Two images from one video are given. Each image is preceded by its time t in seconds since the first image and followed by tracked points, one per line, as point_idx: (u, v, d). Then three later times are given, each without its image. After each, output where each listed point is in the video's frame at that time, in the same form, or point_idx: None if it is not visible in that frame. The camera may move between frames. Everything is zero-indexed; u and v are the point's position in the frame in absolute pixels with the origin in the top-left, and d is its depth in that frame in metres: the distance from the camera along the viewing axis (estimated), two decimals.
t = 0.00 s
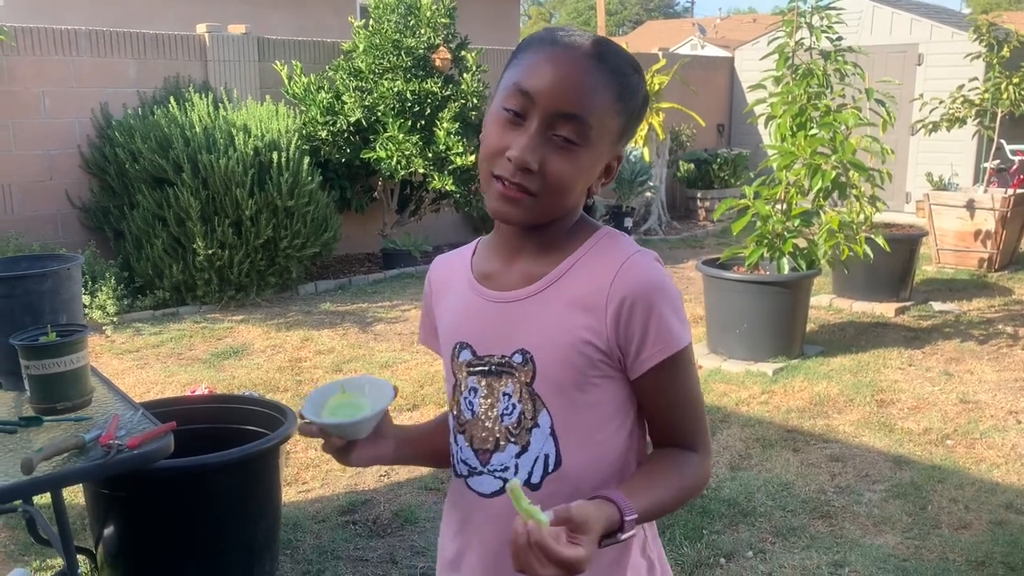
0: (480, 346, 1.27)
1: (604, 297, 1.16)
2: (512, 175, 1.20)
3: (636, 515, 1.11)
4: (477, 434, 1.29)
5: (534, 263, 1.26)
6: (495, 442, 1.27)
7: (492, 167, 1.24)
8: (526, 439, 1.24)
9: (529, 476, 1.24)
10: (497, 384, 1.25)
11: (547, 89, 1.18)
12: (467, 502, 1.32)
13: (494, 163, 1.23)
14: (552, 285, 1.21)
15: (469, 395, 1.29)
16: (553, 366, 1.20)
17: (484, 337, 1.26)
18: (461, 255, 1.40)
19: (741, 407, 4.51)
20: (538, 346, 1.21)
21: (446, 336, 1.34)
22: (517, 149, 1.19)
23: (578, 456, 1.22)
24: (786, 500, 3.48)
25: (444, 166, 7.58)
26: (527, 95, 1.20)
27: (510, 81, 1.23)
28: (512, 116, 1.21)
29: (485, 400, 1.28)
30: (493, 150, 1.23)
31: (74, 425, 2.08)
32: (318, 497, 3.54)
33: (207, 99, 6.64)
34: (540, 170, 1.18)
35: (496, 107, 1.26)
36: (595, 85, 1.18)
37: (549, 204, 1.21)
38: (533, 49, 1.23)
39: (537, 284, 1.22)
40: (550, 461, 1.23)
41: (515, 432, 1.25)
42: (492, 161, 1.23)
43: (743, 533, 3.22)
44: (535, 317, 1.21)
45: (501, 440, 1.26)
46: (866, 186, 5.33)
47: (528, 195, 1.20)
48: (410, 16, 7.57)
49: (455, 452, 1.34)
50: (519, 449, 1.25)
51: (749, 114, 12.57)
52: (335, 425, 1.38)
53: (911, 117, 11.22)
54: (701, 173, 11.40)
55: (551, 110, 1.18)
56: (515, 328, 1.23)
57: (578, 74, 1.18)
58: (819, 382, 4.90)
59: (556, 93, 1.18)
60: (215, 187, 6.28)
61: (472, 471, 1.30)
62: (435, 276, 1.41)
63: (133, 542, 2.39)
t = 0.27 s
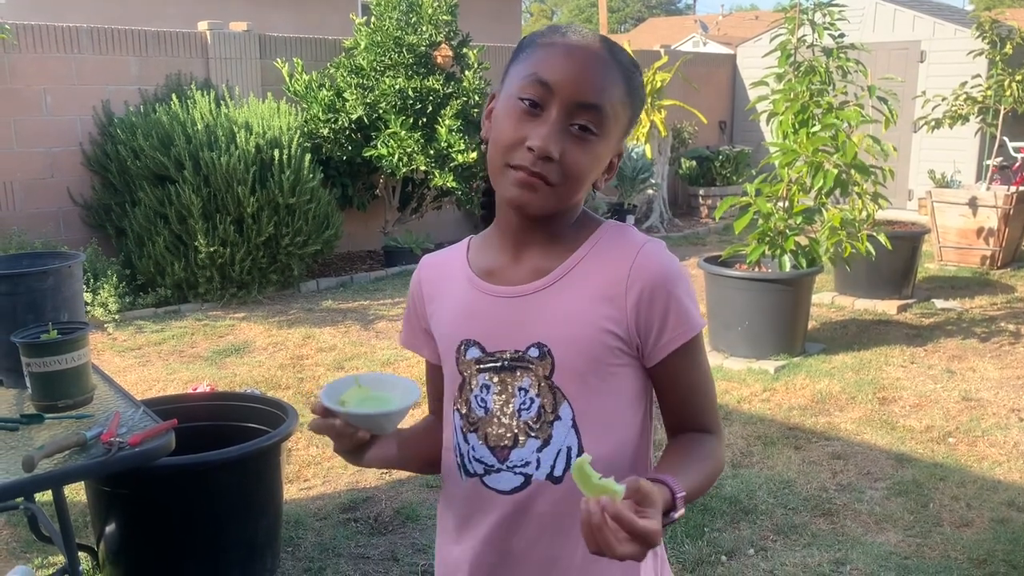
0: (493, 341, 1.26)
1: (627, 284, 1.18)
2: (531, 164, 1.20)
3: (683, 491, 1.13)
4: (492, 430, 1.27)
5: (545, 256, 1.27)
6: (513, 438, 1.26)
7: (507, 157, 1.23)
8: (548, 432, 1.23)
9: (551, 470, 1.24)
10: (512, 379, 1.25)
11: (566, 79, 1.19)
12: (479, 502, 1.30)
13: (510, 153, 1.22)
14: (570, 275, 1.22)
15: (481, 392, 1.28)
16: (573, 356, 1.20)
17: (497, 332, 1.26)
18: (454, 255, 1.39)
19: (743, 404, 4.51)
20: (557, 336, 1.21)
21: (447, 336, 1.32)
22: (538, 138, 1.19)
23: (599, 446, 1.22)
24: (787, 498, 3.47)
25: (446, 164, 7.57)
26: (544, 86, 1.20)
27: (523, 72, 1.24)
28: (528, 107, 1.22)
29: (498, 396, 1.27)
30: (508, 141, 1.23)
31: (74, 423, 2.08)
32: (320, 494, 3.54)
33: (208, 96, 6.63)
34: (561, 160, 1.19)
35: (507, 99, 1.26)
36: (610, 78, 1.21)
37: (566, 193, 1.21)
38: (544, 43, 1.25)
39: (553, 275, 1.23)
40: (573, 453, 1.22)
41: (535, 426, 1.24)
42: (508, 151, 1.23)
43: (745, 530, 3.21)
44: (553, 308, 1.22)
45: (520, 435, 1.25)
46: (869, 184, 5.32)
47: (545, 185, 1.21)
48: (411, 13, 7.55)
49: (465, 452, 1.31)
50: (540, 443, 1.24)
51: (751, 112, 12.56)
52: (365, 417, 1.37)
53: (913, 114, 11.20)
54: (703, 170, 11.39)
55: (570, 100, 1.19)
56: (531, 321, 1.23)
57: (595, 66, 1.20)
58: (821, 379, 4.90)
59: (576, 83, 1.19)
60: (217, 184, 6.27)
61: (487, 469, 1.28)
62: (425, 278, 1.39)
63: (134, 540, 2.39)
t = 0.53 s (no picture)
0: (501, 340, 1.27)
1: (641, 278, 1.23)
2: (537, 158, 1.21)
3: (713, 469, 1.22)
4: (502, 430, 1.27)
5: (552, 253, 1.29)
6: (526, 438, 1.26)
7: (511, 150, 1.23)
8: (563, 429, 1.24)
9: (567, 467, 1.24)
10: (522, 378, 1.26)
11: (568, 73, 1.21)
12: (488, 504, 1.29)
13: (514, 147, 1.23)
14: (582, 270, 1.25)
15: (489, 392, 1.28)
16: (587, 351, 1.23)
17: (507, 331, 1.27)
18: (448, 258, 1.38)
19: (742, 403, 4.51)
20: (572, 331, 1.23)
21: (448, 339, 1.31)
22: (545, 131, 1.20)
23: (614, 440, 1.24)
24: (787, 496, 3.47)
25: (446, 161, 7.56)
26: (546, 80, 1.22)
27: (522, 67, 1.25)
28: (530, 100, 1.23)
29: (508, 396, 1.27)
30: (512, 135, 1.23)
31: (73, 420, 2.08)
32: (319, 492, 3.54)
33: (208, 94, 6.63)
34: (568, 152, 1.20)
35: (505, 95, 1.27)
36: (608, 73, 1.24)
37: (572, 187, 1.23)
38: (540, 38, 1.27)
39: (564, 271, 1.25)
40: (587, 449, 1.24)
41: (549, 423, 1.25)
42: (511, 145, 1.23)
43: (745, 529, 3.22)
44: (566, 304, 1.24)
45: (532, 434, 1.26)
46: (869, 182, 5.31)
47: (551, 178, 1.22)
48: (411, 10, 7.54)
49: (474, 455, 1.30)
50: (555, 440, 1.24)
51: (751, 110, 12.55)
52: (399, 423, 1.19)
53: (913, 112, 11.19)
54: (703, 169, 11.39)
55: (574, 93, 1.21)
56: (543, 317, 1.25)
57: (595, 60, 1.23)
58: (820, 377, 4.89)
59: (578, 75, 1.21)
60: (216, 181, 6.26)
61: (499, 471, 1.27)
62: (420, 282, 1.38)
63: (134, 537, 2.39)
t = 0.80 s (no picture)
0: (504, 342, 1.27)
1: (645, 277, 1.25)
2: (537, 157, 1.21)
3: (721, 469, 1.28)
4: (507, 432, 1.28)
5: (553, 253, 1.30)
6: (532, 439, 1.26)
7: (509, 150, 1.23)
8: (570, 430, 1.25)
9: (573, 468, 1.25)
10: (527, 380, 1.27)
11: (560, 71, 1.22)
12: (490, 506, 1.29)
13: (511, 147, 1.23)
14: (584, 271, 1.27)
15: (494, 395, 1.28)
16: (592, 351, 1.24)
17: (510, 333, 1.27)
18: (446, 260, 1.37)
19: (742, 402, 4.51)
20: (577, 332, 1.24)
21: (449, 342, 1.31)
22: (543, 129, 1.20)
23: (618, 439, 1.26)
24: (786, 495, 3.48)
25: (445, 161, 7.55)
26: (539, 80, 1.22)
27: (514, 67, 1.25)
28: (524, 100, 1.23)
29: (513, 398, 1.28)
30: (508, 134, 1.23)
31: (73, 420, 2.07)
32: (319, 492, 3.54)
33: (207, 93, 6.62)
34: (566, 150, 1.21)
35: (496, 95, 1.27)
36: (600, 69, 1.24)
37: (571, 185, 1.24)
38: (527, 37, 1.27)
39: (568, 271, 1.27)
40: (594, 449, 1.25)
41: (555, 425, 1.26)
42: (508, 145, 1.24)
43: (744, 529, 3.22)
44: (570, 305, 1.25)
45: (539, 436, 1.26)
46: (868, 182, 5.31)
47: (551, 176, 1.22)
48: (411, 10, 7.54)
49: (478, 459, 1.29)
50: (561, 442, 1.25)
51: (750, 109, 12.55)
52: (414, 435, 1.18)
53: (913, 112, 11.19)
54: (702, 168, 11.39)
55: (567, 91, 1.22)
56: (547, 318, 1.26)
57: (585, 57, 1.23)
58: (820, 377, 4.90)
59: (570, 74, 1.22)
60: (216, 181, 6.26)
61: (505, 474, 1.27)
62: (416, 285, 1.37)
63: (134, 538, 2.39)
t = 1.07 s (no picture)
0: (505, 346, 1.28)
1: (646, 282, 1.27)
2: (540, 160, 1.22)
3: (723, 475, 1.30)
4: (508, 438, 1.28)
5: (554, 256, 1.31)
6: (535, 445, 1.26)
7: (510, 155, 1.24)
8: (572, 434, 1.26)
9: (576, 473, 1.25)
10: (529, 385, 1.27)
11: (557, 73, 1.22)
12: (491, 512, 1.29)
13: (513, 151, 1.23)
14: (585, 275, 1.28)
15: (495, 400, 1.28)
16: (594, 355, 1.25)
17: (511, 337, 1.28)
18: (444, 264, 1.37)
19: (742, 404, 4.52)
20: (578, 336, 1.25)
21: (448, 347, 1.31)
22: (545, 133, 1.21)
23: (619, 443, 1.27)
24: (786, 497, 3.48)
25: (445, 163, 7.55)
26: (537, 83, 1.23)
27: (511, 71, 1.25)
28: (523, 105, 1.23)
29: (515, 403, 1.28)
30: (508, 139, 1.23)
31: (73, 423, 2.07)
32: (319, 494, 3.54)
33: (207, 95, 6.63)
34: (568, 152, 1.22)
35: (493, 99, 1.27)
36: (596, 69, 1.25)
37: (573, 187, 1.25)
38: (521, 40, 1.27)
39: (569, 276, 1.28)
40: (596, 454, 1.25)
41: (558, 429, 1.26)
42: (509, 149, 1.24)
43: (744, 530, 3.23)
44: (571, 308, 1.26)
45: (541, 441, 1.26)
46: (867, 183, 5.31)
47: (554, 178, 1.23)
48: (410, 12, 7.55)
49: (480, 464, 1.29)
50: (564, 447, 1.25)
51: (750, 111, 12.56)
52: (413, 442, 1.17)
53: (912, 113, 11.20)
54: (702, 169, 11.39)
55: (566, 93, 1.22)
56: (549, 323, 1.27)
57: (580, 59, 1.24)
58: (819, 379, 4.90)
59: (568, 76, 1.22)
60: (216, 183, 6.27)
61: (507, 479, 1.27)
62: (415, 290, 1.37)
63: (134, 540, 2.39)
